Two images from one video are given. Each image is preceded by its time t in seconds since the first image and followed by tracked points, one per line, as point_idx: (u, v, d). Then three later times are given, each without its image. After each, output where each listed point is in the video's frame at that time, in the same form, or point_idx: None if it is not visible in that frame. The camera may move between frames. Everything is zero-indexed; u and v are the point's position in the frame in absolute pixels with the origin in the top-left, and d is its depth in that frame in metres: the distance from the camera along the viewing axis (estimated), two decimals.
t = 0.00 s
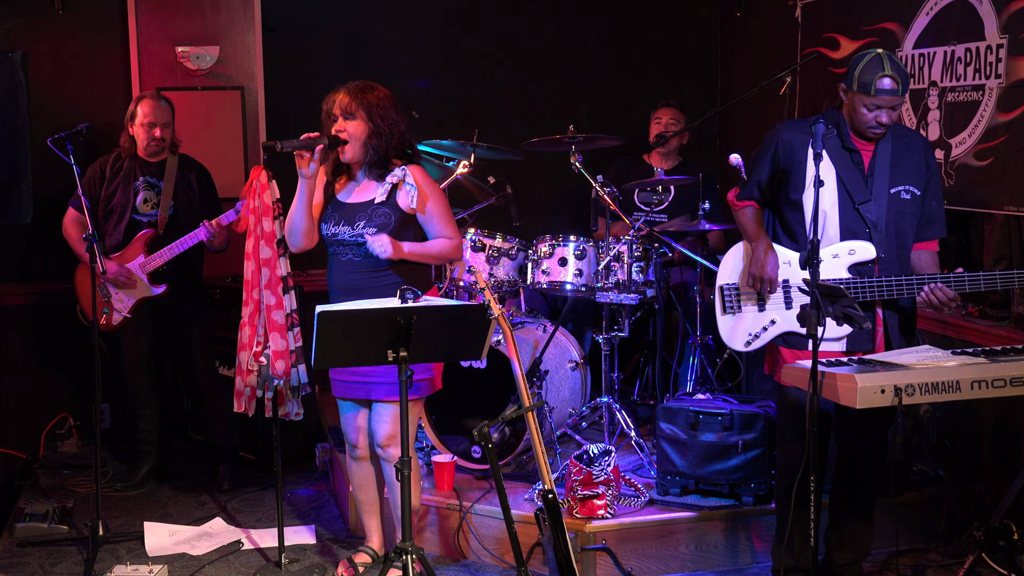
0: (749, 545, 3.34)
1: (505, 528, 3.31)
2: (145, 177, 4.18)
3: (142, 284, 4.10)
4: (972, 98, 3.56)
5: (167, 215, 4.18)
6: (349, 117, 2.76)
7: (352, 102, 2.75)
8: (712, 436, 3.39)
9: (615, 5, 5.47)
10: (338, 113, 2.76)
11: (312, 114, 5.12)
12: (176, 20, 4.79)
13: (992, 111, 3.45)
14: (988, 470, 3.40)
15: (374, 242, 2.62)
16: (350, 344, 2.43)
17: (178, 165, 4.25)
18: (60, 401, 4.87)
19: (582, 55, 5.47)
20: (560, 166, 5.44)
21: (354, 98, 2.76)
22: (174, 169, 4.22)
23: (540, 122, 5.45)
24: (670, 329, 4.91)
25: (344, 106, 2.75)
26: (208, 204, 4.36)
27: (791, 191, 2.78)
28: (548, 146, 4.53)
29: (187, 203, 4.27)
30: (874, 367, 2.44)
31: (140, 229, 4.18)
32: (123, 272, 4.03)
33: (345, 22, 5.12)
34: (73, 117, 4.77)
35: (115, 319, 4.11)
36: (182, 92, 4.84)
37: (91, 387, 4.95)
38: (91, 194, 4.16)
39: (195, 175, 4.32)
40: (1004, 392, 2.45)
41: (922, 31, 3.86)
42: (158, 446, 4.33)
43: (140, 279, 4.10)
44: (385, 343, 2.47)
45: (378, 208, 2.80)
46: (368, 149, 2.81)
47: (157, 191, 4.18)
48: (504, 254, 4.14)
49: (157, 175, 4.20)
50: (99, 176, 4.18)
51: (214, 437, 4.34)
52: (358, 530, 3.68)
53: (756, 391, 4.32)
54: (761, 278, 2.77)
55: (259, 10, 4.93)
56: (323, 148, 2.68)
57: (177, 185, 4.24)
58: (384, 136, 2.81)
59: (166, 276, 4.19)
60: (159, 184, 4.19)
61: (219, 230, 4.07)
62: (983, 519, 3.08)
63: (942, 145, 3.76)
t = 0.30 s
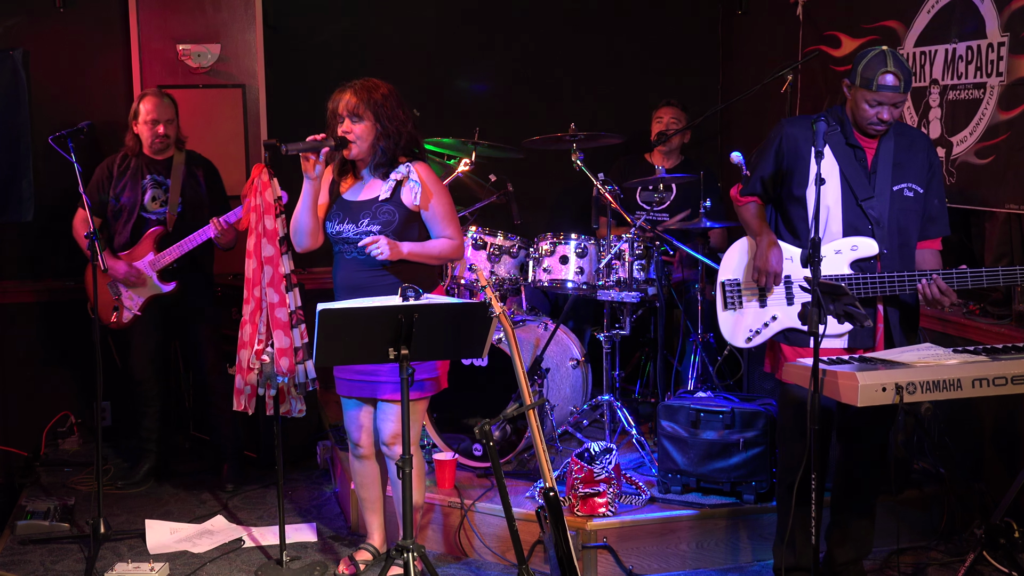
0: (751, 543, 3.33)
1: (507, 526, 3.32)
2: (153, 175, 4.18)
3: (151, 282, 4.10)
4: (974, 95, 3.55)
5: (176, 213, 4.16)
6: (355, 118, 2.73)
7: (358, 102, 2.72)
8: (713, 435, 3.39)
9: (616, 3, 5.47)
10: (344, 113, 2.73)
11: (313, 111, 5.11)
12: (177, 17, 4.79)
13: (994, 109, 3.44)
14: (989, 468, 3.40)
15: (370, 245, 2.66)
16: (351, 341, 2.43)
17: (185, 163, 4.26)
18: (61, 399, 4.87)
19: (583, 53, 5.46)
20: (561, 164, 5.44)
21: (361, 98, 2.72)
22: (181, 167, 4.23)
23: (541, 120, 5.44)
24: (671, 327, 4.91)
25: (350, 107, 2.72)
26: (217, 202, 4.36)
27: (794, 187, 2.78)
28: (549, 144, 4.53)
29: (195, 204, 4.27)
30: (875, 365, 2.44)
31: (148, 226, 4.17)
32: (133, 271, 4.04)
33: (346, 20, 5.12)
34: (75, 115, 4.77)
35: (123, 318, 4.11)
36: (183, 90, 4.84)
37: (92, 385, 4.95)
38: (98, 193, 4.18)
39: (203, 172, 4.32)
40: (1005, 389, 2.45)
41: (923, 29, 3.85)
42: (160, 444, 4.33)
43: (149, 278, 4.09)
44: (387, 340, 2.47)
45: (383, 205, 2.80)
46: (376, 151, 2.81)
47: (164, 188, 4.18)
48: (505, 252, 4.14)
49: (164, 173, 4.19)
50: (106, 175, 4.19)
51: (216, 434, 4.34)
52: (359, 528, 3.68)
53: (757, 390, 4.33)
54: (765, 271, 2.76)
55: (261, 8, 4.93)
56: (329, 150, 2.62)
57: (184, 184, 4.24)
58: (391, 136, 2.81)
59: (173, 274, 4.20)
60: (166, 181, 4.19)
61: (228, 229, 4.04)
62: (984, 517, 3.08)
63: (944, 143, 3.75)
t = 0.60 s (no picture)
0: (751, 542, 3.34)
1: (507, 524, 3.32)
2: (172, 170, 4.18)
3: (163, 278, 4.13)
4: (975, 94, 3.54)
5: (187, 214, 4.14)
6: (363, 124, 2.73)
7: (365, 107, 2.72)
8: (714, 434, 3.40)
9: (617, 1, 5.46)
10: (350, 119, 2.73)
11: (313, 110, 5.11)
12: (178, 15, 4.79)
13: (995, 108, 3.44)
14: (989, 467, 3.40)
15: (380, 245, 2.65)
16: (352, 340, 2.43)
17: (206, 159, 4.24)
18: (62, 396, 4.88)
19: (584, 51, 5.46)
20: (562, 162, 5.44)
21: (367, 102, 2.72)
22: (200, 163, 4.21)
23: (542, 118, 5.44)
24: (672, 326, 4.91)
25: (358, 112, 2.72)
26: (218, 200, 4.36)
27: (797, 187, 2.78)
28: (551, 142, 4.53)
29: (212, 200, 4.23)
30: (876, 364, 2.44)
31: (162, 222, 4.18)
32: (143, 263, 4.05)
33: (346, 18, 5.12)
34: (76, 112, 4.77)
35: (136, 314, 4.14)
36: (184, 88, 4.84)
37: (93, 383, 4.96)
38: (118, 187, 4.21)
39: (222, 166, 4.29)
40: (1006, 388, 2.45)
41: (924, 28, 3.85)
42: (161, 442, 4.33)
43: (162, 271, 4.11)
44: (388, 339, 2.47)
45: (387, 205, 2.79)
46: (382, 153, 2.79)
47: (180, 184, 4.17)
48: (506, 250, 4.14)
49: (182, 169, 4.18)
50: (128, 169, 4.21)
51: (217, 433, 4.35)
52: (359, 526, 3.68)
53: (758, 388, 4.40)
54: (766, 271, 2.77)
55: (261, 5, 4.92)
56: (335, 158, 2.60)
57: (201, 181, 4.20)
58: (398, 141, 2.80)
59: (186, 270, 4.20)
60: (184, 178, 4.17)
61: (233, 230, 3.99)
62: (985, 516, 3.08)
63: (945, 142, 3.75)
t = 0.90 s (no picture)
0: (752, 541, 3.33)
1: (508, 523, 3.32)
2: (188, 170, 4.20)
3: (167, 276, 4.12)
4: (976, 94, 3.54)
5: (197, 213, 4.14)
6: (360, 129, 2.72)
7: (362, 110, 2.71)
8: (714, 432, 3.40)
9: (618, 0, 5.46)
10: (348, 123, 2.72)
11: (314, 108, 5.11)
12: (179, 14, 4.79)
13: (996, 107, 3.43)
14: (990, 466, 3.40)
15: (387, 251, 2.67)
16: (353, 338, 2.43)
17: (223, 158, 4.25)
18: (62, 395, 4.88)
19: (584, 50, 5.46)
20: (563, 161, 5.43)
21: (362, 105, 2.72)
22: (216, 162, 4.23)
23: (543, 117, 5.44)
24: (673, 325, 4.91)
25: (355, 116, 2.72)
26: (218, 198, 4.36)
27: (799, 187, 2.78)
28: (552, 141, 4.52)
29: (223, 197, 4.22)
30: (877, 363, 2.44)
31: (172, 220, 4.18)
32: (150, 263, 4.06)
33: (347, 17, 5.12)
34: (76, 111, 4.77)
35: (146, 310, 4.15)
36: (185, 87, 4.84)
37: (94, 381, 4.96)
38: (139, 185, 4.23)
39: (237, 166, 4.28)
40: (1007, 388, 2.45)
41: (925, 27, 3.84)
42: (161, 441, 4.34)
43: (167, 270, 4.11)
44: (389, 338, 2.47)
45: (390, 205, 2.79)
46: (380, 155, 2.79)
47: (195, 183, 4.18)
48: (507, 249, 4.14)
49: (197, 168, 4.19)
50: (150, 167, 4.24)
51: (218, 431, 4.35)
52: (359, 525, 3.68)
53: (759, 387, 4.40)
54: (767, 273, 2.76)
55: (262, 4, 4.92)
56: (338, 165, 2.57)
57: (217, 179, 4.22)
58: (398, 144, 2.80)
59: (196, 269, 4.25)
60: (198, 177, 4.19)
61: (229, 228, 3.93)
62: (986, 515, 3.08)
63: (946, 141, 3.75)
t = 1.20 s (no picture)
0: (752, 540, 3.34)
1: (508, 522, 3.32)
2: (192, 167, 4.20)
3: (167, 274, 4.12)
4: (976, 93, 3.54)
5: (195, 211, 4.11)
6: (345, 123, 2.69)
7: (345, 104, 2.68)
8: (715, 432, 3.40)
9: None
10: (332, 118, 2.69)
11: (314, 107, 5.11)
12: (180, 12, 4.78)
13: (997, 107, 3.43)
14: (990, 466, 3.40)
15: (373, 250, 2.68)
16: (353, 337, 2.42)
17: (228, 154, 4.23)
18: (63, 393, 4.88)
19: (584, 49, 5.46)
20: (563, 160, 5.43)
21: (348, 100, 2.69)
22: (221, 159, 4.20)
23: (544, 116, 5.43)
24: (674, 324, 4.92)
25: (338, 111, 2.68)
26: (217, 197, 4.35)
27: (800, 187, 2.78)
28: (553, 140, 4.52)
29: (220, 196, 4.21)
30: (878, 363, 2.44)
31: (175, 217, 4.19)
32: (151, 260, 4.08)
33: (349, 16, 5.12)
34: (76, 109, 4.77)
35: (147, 306, 4.17)
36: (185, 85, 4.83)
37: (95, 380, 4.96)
38: (148, 180, 4.26)
39: (241, 163, 4.24)
40: (1007, 387, 2.45)
41: (926, 26, 3.84)
42: (162, 439, 4.34)
43: (166, 268, 4.11)
44: (389, 337, 2.47)
45: (383, 208, 2.77)
46: (368, 151, 2.76)
47: (199, 181, 4.18)
48: (507, 249, 4.13)
49: (203, 166, 4.19)
50: (158, 164, 4.26)
51: (218, 430, 4.35)
52: (359, 524, 3.68)
53: (759, 386, 4.40)
54: (769, 272, 2.76)
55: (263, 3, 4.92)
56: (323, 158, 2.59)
57: (221, 177, 4.19)
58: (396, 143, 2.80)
59: (196, 268, 4.23)
60: (203, 175, 4.18)
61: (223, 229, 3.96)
62: (986, 515, 3.07)
63: (947, 140, 3.75)
